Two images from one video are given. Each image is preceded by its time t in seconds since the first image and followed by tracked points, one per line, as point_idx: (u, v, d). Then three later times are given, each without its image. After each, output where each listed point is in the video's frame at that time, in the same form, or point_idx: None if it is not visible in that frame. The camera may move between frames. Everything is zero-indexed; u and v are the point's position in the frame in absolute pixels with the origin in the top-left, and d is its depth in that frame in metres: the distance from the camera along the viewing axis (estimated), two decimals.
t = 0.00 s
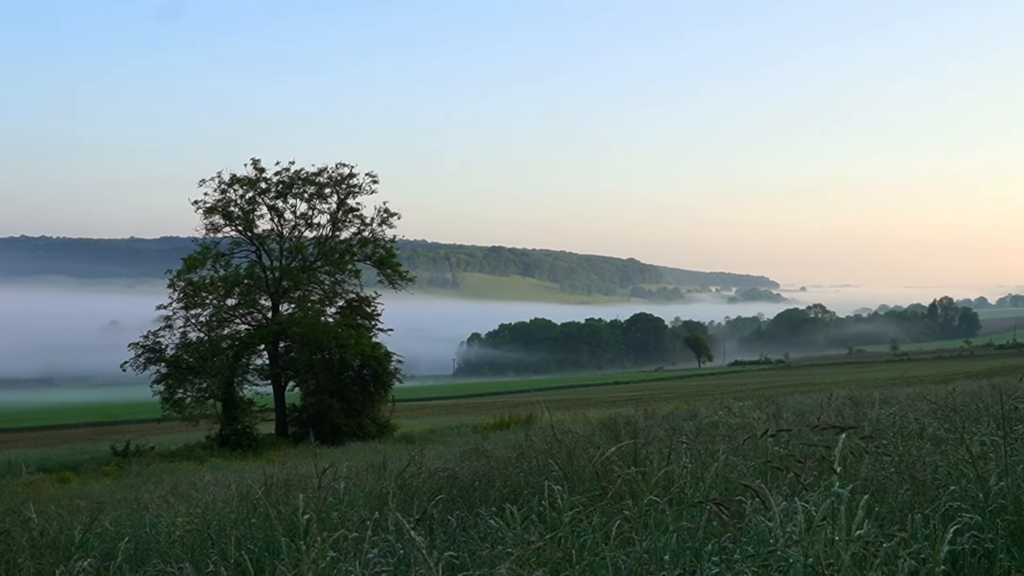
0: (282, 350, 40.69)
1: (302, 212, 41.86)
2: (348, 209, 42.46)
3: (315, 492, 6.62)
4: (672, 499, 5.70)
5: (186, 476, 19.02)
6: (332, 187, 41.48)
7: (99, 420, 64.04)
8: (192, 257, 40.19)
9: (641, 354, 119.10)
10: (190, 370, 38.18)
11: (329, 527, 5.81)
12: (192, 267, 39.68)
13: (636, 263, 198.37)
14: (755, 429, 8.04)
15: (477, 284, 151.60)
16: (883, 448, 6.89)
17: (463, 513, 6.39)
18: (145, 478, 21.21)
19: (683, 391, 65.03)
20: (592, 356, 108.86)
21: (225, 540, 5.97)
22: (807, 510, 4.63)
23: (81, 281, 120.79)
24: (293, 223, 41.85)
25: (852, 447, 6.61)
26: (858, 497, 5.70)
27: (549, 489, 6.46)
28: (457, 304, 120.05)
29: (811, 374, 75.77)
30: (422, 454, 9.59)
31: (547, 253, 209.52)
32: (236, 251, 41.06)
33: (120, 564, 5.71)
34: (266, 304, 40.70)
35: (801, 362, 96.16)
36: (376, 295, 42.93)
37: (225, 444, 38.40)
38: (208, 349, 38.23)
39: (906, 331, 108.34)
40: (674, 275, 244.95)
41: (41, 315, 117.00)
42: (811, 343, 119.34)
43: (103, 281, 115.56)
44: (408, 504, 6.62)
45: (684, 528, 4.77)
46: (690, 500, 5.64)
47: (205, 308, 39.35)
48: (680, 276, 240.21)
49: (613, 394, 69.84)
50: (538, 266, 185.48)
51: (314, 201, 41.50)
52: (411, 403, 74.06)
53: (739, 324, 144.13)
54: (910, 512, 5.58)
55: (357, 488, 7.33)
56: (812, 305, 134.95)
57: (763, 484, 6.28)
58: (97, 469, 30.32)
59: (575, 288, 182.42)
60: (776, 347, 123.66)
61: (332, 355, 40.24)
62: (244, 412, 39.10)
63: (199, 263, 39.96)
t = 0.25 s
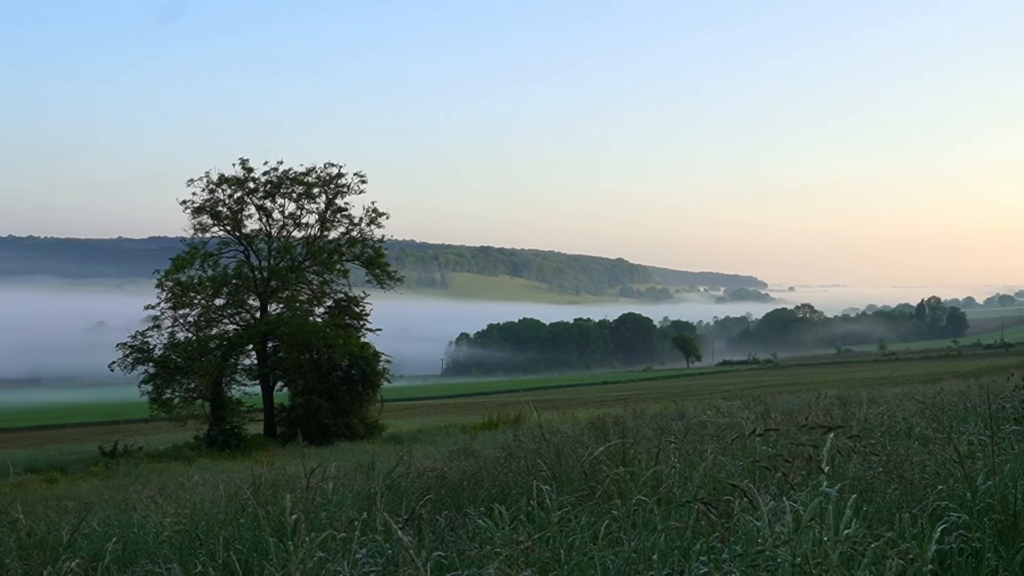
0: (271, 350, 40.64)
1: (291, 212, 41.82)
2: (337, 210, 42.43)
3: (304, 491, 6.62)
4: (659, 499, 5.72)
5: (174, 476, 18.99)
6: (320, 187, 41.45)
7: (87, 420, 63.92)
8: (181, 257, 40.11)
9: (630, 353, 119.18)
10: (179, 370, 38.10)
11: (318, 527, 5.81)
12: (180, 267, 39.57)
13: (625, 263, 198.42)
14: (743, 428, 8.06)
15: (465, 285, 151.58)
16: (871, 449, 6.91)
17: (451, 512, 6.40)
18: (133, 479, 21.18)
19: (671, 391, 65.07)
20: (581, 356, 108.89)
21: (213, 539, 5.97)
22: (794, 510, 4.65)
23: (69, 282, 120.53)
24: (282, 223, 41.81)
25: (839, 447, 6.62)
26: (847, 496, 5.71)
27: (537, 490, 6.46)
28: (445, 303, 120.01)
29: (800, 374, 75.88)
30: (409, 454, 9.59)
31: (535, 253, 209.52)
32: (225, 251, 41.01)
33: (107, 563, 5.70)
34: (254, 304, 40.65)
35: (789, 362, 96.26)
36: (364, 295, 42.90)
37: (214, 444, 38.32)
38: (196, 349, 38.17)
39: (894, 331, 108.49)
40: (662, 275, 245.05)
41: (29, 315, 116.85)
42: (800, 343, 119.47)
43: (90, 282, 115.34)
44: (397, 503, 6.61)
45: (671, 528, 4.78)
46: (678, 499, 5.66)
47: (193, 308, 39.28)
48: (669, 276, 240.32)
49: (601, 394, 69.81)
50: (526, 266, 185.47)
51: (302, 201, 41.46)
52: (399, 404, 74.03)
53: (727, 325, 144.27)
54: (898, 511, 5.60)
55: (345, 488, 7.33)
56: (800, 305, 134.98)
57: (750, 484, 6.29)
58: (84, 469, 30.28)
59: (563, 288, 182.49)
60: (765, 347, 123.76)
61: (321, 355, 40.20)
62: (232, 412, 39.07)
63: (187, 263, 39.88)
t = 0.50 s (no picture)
0: (259, 350, 40.59)
1: (278, 212, 41.77)
2: (325, 209, 42.39)
3: (291, 492, 6.62)
4: (648, 497, 5.73)
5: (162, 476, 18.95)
6: (308, 186, 41.40)
7: (74, 420, 63.76)
8: (168, 256, 40.03)
9: (618, 353, 119.23)
10: (166, 370, 38.03)
11: (306, 526, 5.81)
12: (167, 267, 39.47)
13: (613, 262, 198.53)
14: (731, 428, 8.07)
15: (453, 284, 151.56)
16: (858, 448, 6.92)
17: (439, 512, 6.40)
18: (120, 480, 21.14)
19: (658, 390, 65.11)
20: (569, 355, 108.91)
21: (200, 540, 5.97)
22: (780, 509, 4.66)
23: (56, 282, 120.24)
24: (270, 223, 41.76)
25: (826, 447, 6.63)
26: (834, 495, 5.73)
27: (524, 489, 6.47)
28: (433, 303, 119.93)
29: (787, 373, 76.01)
30: (396, 454, 9.59)
31: (524, 253, 209.51)
32: (212, 251, 40.94)
33: (94, 563, 5.70)
34: (242, 304, 40.59)
35: (777, 361, 96.37)
36: (352, 295, 42.87)
37: (201, 444, 38.27)
38: (184, 349, 38.11)
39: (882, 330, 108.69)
40: (650, 275, 245.19)
41: (17, 316, 116.70)
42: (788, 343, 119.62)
43: (78, 282, 115.07)
44: (385, 504, 6.60)
45: (661, 527, 4.78)
46: (666, 499, 5.67)
47: (181, 308, 39.21)
48: (656, 276, 240.52)
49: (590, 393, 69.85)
50: (514, 266, 185.44)
51: (290, 201, 41.41)
52: (388, 403, 73.98)
53: (715, 324, 144.48)
54: (887, 510, 5.61)
55: (333, 488, 7.32)
56: (788, 305, 134.98)
57: (739, 483, 6.30)
58: (72, 469, 30.26)
59: (552, 288, 182.49)
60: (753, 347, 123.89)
61: (309, 355, 40.15)
62: (219, 412, 39.02)
63: (175, 263, 39.80)
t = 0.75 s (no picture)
0: (246, 350, 40.54)
1: (266, 211, 41.71)
2: (312, 209, 42.34)
3: (278, 491, 6.61)
4: (635, 497, 5.74)
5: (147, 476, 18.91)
6: (295, 186, 41.35)
7: (59, 420, 63.56)
8: (155, 256, 39.95)
9: (605, 353, 119.25)
10: (153, 370, 37.95)
11: (293, 527, 5.80)
12: (154, 267, 39.38)
13: (599, 262, 198.45)
14: (716, 427, 8.09)
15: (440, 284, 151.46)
16: (845, 448, 6.94)
17: (425, 512, 6.41)
18: (106, 480, 21.09)
19: (644, 390, 65.09)
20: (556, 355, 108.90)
21: (186, 539, 5.96)
22: (768, 508, 4.67)
23: (42, 281, 119.86)
24: (257, 223, 41.70)
25: (813, 447, 6.64)
26: (820, 494, 5.75)
27: (512, 487, 6.47)
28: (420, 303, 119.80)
29: (774, 373, 76.09)
30: (381, 454, 9.59)
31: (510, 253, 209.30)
32: (199, 251, 40.86)
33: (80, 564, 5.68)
34: (229, 304, 40.53)
35: (763, 361, 96.47)
36: (339, 295, 42.82)
37: (188, 444, 38.19)
38: (171, 349, 38.05)
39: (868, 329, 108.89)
40: (637, 275, 245.14)
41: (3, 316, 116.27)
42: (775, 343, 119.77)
43: (64, 281, 114.72)
44: (372, 503, 6.59)
45: (647, 527, 4.79)
46: (653, 497, 5.67)
47: (168, 308, 39.13)
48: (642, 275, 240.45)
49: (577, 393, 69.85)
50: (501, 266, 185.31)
51: (277, 200, 41.36)
52: (374, 403, 73.91)
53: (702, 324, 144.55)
54: (873, 509, 5.62)
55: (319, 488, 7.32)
56: (775, 304, 135.07)
57: (726, 483, 6.32)
58: (58, 470, 30.24)
59: (538, 288, 182.42)
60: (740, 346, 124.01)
61: (296, 355, 40.10)
62: (206, 412, 38.97)
63: (162, 262, 39.73)
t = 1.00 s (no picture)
0: (233, 350, 40.48)
1: (253, 211, 41.65)
2: (299, 209, 42.28)
3: (265, 491, 6.61)
4: (624, 497, 5.75)
5: (135, 477, 18.89)
6: (283, 186, 41.30)
7: (46, 421, 63.37)
8: (142, 256, 39.87)
9: (593, 352, 119.25)
10: (140, 370, 37.89)
11: (279, 529, 5.81)
12: (141, 267, 39.32)
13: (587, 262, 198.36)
14: (704, 425, 8.09)
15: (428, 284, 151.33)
16: (831, 447, 6.95)
17: (413, 512, 6.41)
18: (91, 480, 21.03)
19: (632, 390, 65.09)
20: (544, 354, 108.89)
21: (174, 540, 5.96)
22: (755, 507, 4.69)
23: (30, 281, 119.47)
24: (244, 223, 41.64)
25: (802, 445, 6.64)
26: (807, 494, 5.76)
27: (499, 488, 6.47)
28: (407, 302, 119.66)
29: (761, 373, 76.16)
30: (368, 454, 9.58)
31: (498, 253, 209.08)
32: (186, 251, 40.78)
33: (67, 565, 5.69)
34: (216, 304, 40.47)
35: (751, 361, 96.55)
36: (327, 295, 42.77)
37: (175, 444, 38.14)
38: (158, 349, 37.99)
39: (855, 329, 109.04)
40: (625, 274, 245.10)
41: None
42: (762, 343, 119.87)
43: (51, 281, 114.38)
44: (359, 503, 6.60)
45: (634, 527, 4.81)
46: (640, 497, 5.68)
47: (154, 308, 39.06)
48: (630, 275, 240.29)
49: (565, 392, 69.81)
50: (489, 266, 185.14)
51: (265, 200, 41.30)
52: (361, 403, 73.83)
53: (690, 324, 144.66)
54: (861, 509, 5.63)
55: (307, 489, 7.32)
56: (763, 304, 135.14)
57: (712, 482, 6.33)
58: (45, 470, 30.24)
59: (526, 288, 182.32)
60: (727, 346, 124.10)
61: (283, 355, 40.06)
62: (193, 412, 38.91)
63: (149, 262, 39.65)
